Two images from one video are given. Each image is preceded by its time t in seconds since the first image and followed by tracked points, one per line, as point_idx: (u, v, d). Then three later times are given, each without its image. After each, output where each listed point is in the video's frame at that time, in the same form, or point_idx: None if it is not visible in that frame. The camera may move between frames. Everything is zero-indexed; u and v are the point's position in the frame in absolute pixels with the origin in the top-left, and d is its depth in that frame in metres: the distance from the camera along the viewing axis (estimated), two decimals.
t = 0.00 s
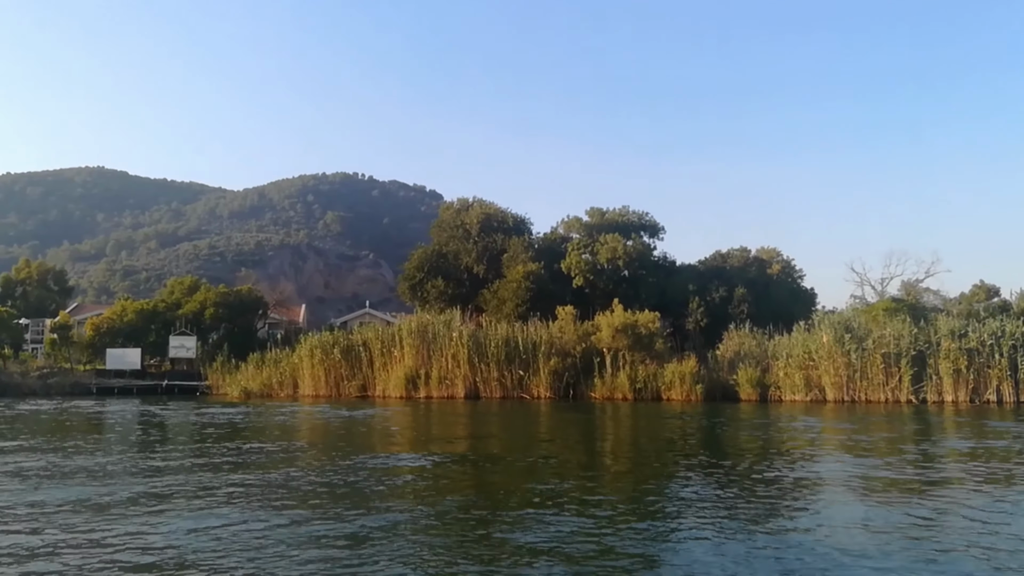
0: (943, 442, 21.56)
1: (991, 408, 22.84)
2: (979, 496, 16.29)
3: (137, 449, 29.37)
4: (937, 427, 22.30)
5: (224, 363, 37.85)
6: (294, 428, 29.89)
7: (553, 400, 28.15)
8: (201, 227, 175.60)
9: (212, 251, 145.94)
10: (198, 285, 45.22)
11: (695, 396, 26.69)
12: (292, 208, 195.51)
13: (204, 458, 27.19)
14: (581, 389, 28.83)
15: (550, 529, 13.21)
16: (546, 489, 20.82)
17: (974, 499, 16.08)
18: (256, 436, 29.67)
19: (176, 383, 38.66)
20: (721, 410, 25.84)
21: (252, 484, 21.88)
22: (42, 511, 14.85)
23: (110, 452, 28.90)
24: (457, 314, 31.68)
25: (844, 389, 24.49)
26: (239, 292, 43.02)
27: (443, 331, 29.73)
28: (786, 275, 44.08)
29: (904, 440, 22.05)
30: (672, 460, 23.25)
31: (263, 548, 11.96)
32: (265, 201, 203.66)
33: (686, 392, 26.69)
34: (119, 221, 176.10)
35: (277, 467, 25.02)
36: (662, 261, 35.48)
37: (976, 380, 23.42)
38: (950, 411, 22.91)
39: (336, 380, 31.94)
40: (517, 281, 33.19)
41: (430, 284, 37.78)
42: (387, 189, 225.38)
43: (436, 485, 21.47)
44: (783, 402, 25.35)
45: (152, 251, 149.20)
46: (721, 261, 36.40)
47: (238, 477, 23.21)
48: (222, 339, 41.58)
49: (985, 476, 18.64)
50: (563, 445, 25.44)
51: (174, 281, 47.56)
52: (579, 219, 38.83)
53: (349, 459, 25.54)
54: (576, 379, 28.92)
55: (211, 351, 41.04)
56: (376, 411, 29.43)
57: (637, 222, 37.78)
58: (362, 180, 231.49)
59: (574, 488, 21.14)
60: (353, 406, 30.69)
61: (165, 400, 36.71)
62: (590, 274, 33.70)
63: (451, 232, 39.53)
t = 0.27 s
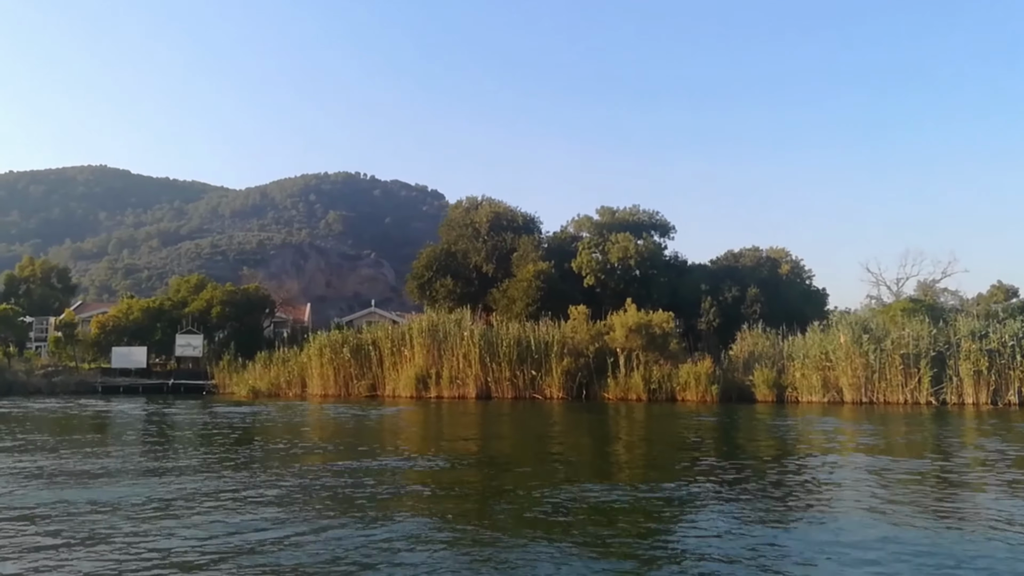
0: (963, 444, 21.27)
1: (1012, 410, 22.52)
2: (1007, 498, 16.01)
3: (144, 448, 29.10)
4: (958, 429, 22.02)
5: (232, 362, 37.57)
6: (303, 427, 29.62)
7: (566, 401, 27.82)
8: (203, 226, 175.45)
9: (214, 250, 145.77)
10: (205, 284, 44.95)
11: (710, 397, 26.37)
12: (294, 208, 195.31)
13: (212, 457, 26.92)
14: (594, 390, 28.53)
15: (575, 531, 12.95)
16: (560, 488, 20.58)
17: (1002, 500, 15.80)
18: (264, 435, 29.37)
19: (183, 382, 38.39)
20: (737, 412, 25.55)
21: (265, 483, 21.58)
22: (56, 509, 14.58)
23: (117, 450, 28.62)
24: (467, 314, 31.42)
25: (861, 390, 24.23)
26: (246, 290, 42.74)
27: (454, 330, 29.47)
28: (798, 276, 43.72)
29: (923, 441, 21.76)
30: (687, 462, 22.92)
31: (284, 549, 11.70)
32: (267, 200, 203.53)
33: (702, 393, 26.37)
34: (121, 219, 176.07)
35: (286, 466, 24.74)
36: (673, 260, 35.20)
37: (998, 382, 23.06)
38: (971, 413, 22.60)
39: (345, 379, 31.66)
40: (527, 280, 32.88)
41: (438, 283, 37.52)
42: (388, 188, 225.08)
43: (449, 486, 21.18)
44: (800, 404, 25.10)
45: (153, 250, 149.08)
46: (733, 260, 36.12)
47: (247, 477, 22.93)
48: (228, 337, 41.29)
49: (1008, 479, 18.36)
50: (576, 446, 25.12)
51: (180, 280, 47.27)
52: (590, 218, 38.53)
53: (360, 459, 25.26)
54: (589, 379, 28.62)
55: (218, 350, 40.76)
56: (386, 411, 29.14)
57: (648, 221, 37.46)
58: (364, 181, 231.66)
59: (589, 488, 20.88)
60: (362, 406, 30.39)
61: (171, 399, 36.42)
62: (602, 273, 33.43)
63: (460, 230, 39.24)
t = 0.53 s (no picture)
0: (984, 445, 21.03)
1: None
2: None
3: (150, 448, 28.82)
4: (977, 430, 21.78)
5: (238, 361, 37.29)
6: (311, 426, 29.35)
7: (578, 401, 27.56)
8: (203, 224, 175.05)
9: (214, 248, 145.41)
10: (209, 282, 44.64)
11: (724, 397, 26.12)
12: (294, 206, 194.99)
13: (220, 458, 26.65)
14: (606, 390, 28.27)
15: (601, 533, 12.69)
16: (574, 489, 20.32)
17: None
18: (272, 435, 29.10)
19: (188, 381, 38.11)
20: (751, 413, 25.30)
21: (275, 483, 21.31)
22: (68, 513, 14.30)
23: (124, 450, 28.33)
24: (476, 313, 31.15)
25: (878, 391, 23.98)
26: (251, 289, 42.43)
27: (463, 330, 29.20)
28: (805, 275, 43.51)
29: (943, 443, 21.51)
30: (703, 463, 22.66)
31: (307, 553, 11.44)
32: (267, 198, 203.21)
33: (715, 393, 26.11)
34: (121, 218, 175.67)
35: (296, 467, 24.47)
36: (684, 259, 34.94)
37: (1018, 383, 22.83)
38: (989, 414, 22.36)
39: (353, 379, 31.39)
40: (536, 280, 32.57)
41: (445, 281, 37.24)
42: (389, 187, 224.73)
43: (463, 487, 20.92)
44: (815, 404, 24.86)
45: (153, 248, 148.69)
46: (744, 259, 35.90)
47: (257, 477, 22.65)
48: (233, 336, 40.98)
49: None
50: (589, 446, 24.83)
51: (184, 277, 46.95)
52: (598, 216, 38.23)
53: (371, 460, 25.00)
54: (600, 379, 28.34)
55: (223, 349, 40.48)
56: (395, 411, 28.87)
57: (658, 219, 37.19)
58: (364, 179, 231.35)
59: (605, 489, 20.63)
60: (371, 405, 30.11)
61: (177, 398, 36.12)
62: (612, 272, 33.16)
63: (467, 228, 38.96)
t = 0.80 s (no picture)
0: (1008, 445, 20.76)
1: None
2: None
3: (159, 449, 28.51)
4: (1000, 430, 21.52)
5: (245, 362, 36.97)
6: (321, 427, 29.04)
7: (593, 402, 27.26)
8: (203, 224, 174.69)
9: (215, 249, 145.06)
10: (215, 282, 44.33)
11: (741, 398, 25.83)
12: (294, 207, 194.68)
13: (230, 459, 26.33)
14: (620, 391, 27.96)
15: (631, 532, 12.41)
16: (593, 489, 20.02)
17: None
18: (282, 436, 28.78)
19: (195, 381, 37.79)
20: (769, 413, 25.00)
21: (289, 483, 21.00)
22: (85, 514, 14.00)
23: (132, 452, 28.02)
24: (488, 313, 30.84)
25: (899, 391, 23.72)
26: (258, 289, 42.12)
27: (475, 330, 28.89)
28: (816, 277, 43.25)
29: (966, 443, 21.25)
30: (721, 463, 22.35)
31: (334, 552, 11.17)
32: (268, 199, 202.91)
33: (732, 394, 25.82)
34: (121, 219, 175.32)
35: (309, 468, 24.17)
36: (695, 259, 34.66)
37: None
38: (1011, 414, 22.08)
39: (363, 380, 31.08)
40: (546, 279, 32.19)
41: (453, 281, 36.85)
42: (389, 188, 224.43)
43: (479, 486, 20.63)
44: (835, 405, 24.60)
45: (154, 248, 148.32)
46: (756, 259, 35.65)
47: (270, 478, 22.34)
48: (240, 336, 40.70)
49: None
50: (605, 447, 24.52)
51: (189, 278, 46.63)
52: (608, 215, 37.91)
53: (384, 461, 24.68)
54: (615, 380, 28.03)
55: (230, 349, 40.16)
56: (406, 411, 28.59)
57: (669, 218, 36.90)
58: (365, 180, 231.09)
59: (623, 489, 20.33)
60: (382, 406, 29.80)
61: (184, 398, 35.83)
62: (624, 272, 32.86)
63: (476, 228, 38.65)
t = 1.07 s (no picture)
0: None
1: None
2: None
3: (169, 452, 28.17)
4: None
5: (254, 363, 36.61)
6: (332, 429, 28.68)
7: (608, 403, 26.88)
8: (206, 226, 174.50)
9: (218, 250, 144.80)
10: (223, 283, 44.01)
11: (760, 399, 25.44)
12: (297, 208, 194.44)
13: (241, 461, 25.98)
14: (636, 392, 27.57)
15: (663, 536, 12.01)
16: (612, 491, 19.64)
17: None
18: (293, 438, 28.43)
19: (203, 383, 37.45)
20: (788, 413, 24.59)
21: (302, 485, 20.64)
22: (99, 519, 13.62)
23: (141, 454, 27.69)
24: (500, 313, 30.46)
25: (922, 392, 23.31)
26: (266, 290, 41.79)
27: (489, 330, 28.52)
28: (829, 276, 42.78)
29: (991, 442, 20.81)
30: (741, 464, 21.96)
31: (360, 555, 10.80)
32: (271, 200, 202.68)
33: (751, 395, 25.43)
34: (123, 221, 175.17)
35: (321, 470, 23.81)
36: (710, 258, 34.26)
37: None
38: None
39: (375, 381, 30.71)
40: (559, 280, 31.78)
41: (464, 281, 36.52)
42: (392, 189, 224.03)
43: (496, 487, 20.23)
44: (856, 405, 24.19)
45: (157, 250, 148.09)
46: (771, 258, 35.22)
47: (282, 480, 22.00)
48: (248, 337, 40.36)
49: None
50: (622, 448, 24.14)
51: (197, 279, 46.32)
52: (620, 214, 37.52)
53: (397, 463, 24.31)
54: (630, 381, 27.64)
55: (238, 351, 39.83)
56: (419, 413, 28.20)
57: (683, 217, 36.50)
58: (368, 182, 230.80)
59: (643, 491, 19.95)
60: (394, 408, 29.43)
61: (192, 400, 35.47)
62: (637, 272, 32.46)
63: (487, 227, 38.29)
